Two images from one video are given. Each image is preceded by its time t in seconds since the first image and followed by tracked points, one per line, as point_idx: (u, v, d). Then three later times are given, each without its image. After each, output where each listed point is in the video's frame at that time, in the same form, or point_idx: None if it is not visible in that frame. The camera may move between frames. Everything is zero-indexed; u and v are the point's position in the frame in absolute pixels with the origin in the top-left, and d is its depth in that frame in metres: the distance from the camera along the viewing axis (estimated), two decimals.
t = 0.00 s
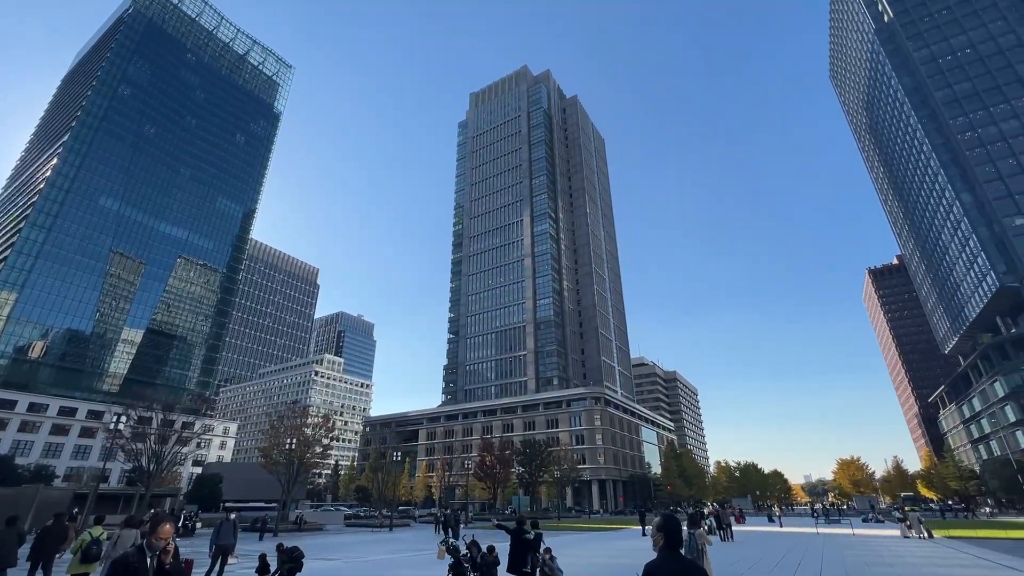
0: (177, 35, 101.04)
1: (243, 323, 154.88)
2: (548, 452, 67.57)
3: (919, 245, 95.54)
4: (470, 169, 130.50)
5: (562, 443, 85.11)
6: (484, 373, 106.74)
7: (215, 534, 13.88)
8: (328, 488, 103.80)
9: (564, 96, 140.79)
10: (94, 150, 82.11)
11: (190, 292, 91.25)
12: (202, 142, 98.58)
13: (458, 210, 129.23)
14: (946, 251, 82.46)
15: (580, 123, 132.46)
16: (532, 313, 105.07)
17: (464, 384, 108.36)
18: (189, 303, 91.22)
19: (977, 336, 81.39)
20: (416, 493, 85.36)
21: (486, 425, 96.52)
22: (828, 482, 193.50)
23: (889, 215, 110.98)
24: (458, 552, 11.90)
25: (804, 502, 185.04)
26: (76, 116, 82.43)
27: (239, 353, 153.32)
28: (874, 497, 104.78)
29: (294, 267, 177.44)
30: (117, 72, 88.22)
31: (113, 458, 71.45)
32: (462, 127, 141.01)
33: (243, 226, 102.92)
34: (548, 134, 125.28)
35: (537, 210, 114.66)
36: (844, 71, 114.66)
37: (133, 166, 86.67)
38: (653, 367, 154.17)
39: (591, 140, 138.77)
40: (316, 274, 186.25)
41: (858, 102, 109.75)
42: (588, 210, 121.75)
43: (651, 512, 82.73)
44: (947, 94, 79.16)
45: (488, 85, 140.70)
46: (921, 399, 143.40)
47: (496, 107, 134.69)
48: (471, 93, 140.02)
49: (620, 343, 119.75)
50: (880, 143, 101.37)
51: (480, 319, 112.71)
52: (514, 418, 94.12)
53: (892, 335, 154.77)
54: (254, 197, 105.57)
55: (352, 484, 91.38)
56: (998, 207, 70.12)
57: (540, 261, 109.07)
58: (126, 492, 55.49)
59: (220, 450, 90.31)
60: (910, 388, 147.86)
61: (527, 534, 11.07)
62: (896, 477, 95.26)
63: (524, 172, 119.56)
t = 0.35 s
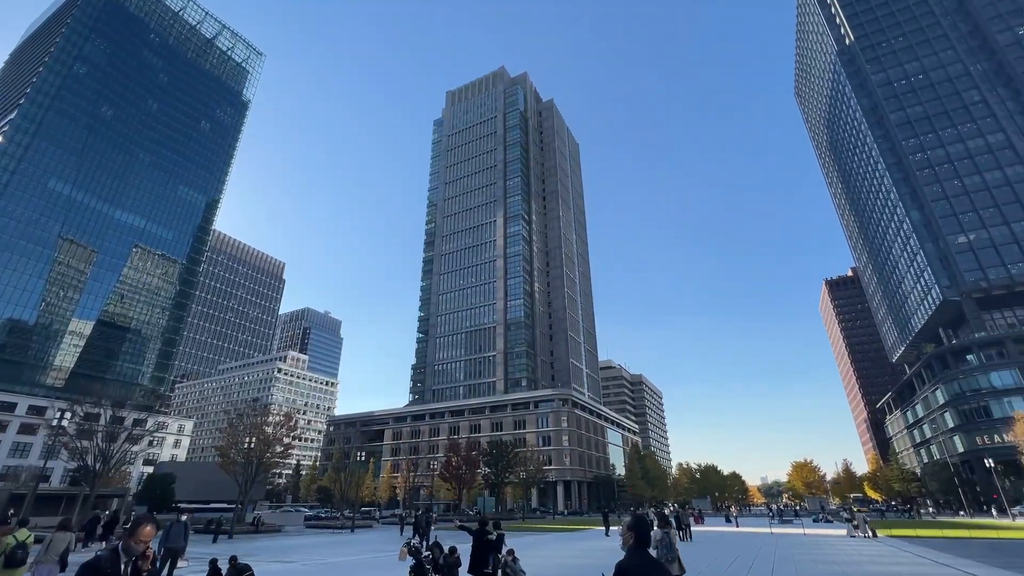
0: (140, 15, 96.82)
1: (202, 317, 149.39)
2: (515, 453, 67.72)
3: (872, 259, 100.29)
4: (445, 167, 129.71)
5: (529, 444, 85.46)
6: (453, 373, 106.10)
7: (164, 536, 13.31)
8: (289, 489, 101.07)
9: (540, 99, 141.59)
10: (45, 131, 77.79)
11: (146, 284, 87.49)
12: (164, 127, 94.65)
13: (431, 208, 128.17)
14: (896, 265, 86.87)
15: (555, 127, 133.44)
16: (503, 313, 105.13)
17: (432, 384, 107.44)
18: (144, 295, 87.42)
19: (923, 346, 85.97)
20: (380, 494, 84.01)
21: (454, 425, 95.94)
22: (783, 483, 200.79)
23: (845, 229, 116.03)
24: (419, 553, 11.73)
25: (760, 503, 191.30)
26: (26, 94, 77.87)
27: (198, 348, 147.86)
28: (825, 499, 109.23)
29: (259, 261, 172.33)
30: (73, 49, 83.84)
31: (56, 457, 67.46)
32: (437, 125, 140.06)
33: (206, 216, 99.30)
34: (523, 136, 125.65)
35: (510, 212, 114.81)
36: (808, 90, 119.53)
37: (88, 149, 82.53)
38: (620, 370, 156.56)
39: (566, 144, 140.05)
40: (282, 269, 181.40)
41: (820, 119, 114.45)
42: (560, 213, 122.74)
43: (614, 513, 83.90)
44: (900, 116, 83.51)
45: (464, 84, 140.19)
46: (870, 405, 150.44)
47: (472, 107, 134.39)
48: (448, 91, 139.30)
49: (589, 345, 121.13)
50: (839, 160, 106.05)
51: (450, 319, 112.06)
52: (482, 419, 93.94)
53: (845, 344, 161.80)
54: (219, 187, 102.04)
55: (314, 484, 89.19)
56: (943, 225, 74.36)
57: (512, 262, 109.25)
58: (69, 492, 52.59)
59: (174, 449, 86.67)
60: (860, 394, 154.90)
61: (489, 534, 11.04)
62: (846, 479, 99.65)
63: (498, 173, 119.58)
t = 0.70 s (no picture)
0: None
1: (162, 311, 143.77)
2: (483, 454, 67.52)
3: (831, 269, 104.34)
4: (420, 165, 128.57)
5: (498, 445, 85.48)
6: (423, 372, 105.19)
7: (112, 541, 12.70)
8: (249, 490, 98.14)
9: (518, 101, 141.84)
10: None
11: (101, 273, 83.53)
12: (125, 111, 90.70)
13: (405, 205, 126.84)
14: (853, 276, 90.67)
15: (532, 130, 133.97)
16: (475, 314, 104.85)
17: (401, 384, 106.19)
18: (98, 285, 83.57)
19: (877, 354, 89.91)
20: (344, 494, 82.45)
21: (422, 425, 95.04)
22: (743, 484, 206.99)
23: (807, 240, 120.42)
24: (382, 554, 11.49)
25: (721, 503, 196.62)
26: None
27: (156, 343, 142.09)
28: (782, 499, 113.13)
29: (224, 253, 166.97)
30: (27, 24, 79.49)
31: None
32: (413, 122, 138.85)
33: (168, 205, 95.51)
34: (500, 137, 125.61)
35: (485, 212, 114.64)
36: (775, 104, 123.69)
37: (41, 130, 78.27)
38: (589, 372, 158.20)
39: (542, 147, 140.74)
40: (248, 262, 176.23)
41: (786, 133, 118.52)
42: (535, 215, 123.23)
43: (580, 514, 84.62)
44: (859, 134, 87.32)
45: (442, 82, 139.38)
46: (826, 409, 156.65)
47: (449, 105, 133.72)
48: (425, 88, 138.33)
49: (559, 347, 122.00)
50: (803, 173, 110.07)
51: (421, 318, 111.06)
52: (451, 419, 93.47)
53: (804, 350, 167.96)
54: (183, 176, 98.27)
55: (275, 484, 86.79)
56: (896, 239, 78.08)
57: (485, 262, 109.07)
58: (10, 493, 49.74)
59: (126, 447, 82.95)
60: (817, 399, 161.09)
61: (453, 535, 11.02)
62: (802, 481, 103.39)
63: (474, 173, 119.23)
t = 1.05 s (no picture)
0: None
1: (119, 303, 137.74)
2: (452, 454, 67.12)
3: (794, 279, 108.06)
4: (395, 161, 127.07)
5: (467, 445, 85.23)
6: (394, 371, 103.98)
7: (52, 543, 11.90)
8: (208, 490, 94.97)
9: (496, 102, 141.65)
10: None
11: (54, 262, 79.75)
12: (84, 93, 86.86)
13: (380, 202, 125.20)
14: (815, 286, 94.18)
15: (510, 131, 134.05)
16: (448, 313, 104.21)
17: (370, 383, 104.66)
18: (50, 274, 79.76)
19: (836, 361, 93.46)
20: (309, 494, 80.66)
21: (391, 425, 93.88)
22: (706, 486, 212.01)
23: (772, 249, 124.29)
24: (344, 555, 11.19)
25: (685, 505, 200.99)
26: None
27: (111, 338, 135.68)
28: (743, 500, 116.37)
29: (189, 245, 161.24)
30: None
31: None
32: (390, 118, 137.26)
33: (129, 193, 91.80)
34: (478, 137, 125.21)
35: (461, 211, 114.12)
36: (746, 117, 127.38)
37: None
38: (560, 374, 159.25)
39: (520, 148, 140.94)
40: (215, 255, 170.78)
41: (756, 145, 122.10)
42: (510, 217, 123.31)
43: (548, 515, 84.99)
44: (823, 150, 90.77)
45: (421, 79, 138.18)
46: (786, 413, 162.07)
47: (427, 103, 132.57)
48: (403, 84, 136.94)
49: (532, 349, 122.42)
50: (770, 184, 113.66)
51: (392, 317, 109.68)
52: (421, 419, 92.74)
53: (768, 356, 173.29)
54: (146, 163, 94.60)
55: (236, 485, 84.21)
56: (854, 251, 81.46)
57: (460, 262, 108.58)
58: None
59: (76, 445, 79.16)
60: (779, 403, 166.41)
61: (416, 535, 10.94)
62: (762, 482, 106.57)
63: (451, 172, 118.55)
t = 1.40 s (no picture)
0: None
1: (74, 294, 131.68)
2: (421, 454, 66.48)
3: (760, 286, 111.41)
4: (371, 157, 125.28)
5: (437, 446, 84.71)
6: (364, 370, 102.39)
7: None
8: (165, 490, 91.40)
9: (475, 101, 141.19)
10: None
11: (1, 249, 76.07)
12: (41, 72, 82.23)
13: (354, 197, 123.17)
14: (779, 293, 97.40)
15: (488, 131, 133.83)
16: (421, 312, 103.25)
17: (339, 381, 102.78)
18: None
19: (797, 366, 96.70)
20: (271, 495, 78.51)
21: (359, 425, 92.47)
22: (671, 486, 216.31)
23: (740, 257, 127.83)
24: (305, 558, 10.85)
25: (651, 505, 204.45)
26: None
27: (65, 329, 129.74)
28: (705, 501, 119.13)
29: (151, 235, 155.45)
30: None
31: None
32: (367, 113, 135.30)
33: (87, 179, 87.87)
34: (455, 136, 124.51)
35: (436, 210, 113.24)
36: (718, 127, 130.77)
37: None
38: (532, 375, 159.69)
39: (497, 149, 140.79)
40: (179, 247, 165.14)
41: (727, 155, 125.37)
42: (486, 217, 123.13)
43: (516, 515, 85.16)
44: (790, 163, 94.06)
45: (399, 75, 136.61)
46: (749, 417, 166.91)
47: (405, 99, 131.25)
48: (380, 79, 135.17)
49: (504, 349, 122.48)
50: (740, 194, 116.98)
51: (363, 314, 108.05)
52: (390, 419, 91.74)
53: (733, 361, 178.02)
54: (107, 148, 90.91)
55: (195, 485, 81.24)
56: (817, 262, 84.58)
57: (434, 261, 107.73)
58: None
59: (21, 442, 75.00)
60: (743, 407, 171.14)
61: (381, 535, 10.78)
62: (725, 484, 109.31)
63: (428, 170, 117.56)
